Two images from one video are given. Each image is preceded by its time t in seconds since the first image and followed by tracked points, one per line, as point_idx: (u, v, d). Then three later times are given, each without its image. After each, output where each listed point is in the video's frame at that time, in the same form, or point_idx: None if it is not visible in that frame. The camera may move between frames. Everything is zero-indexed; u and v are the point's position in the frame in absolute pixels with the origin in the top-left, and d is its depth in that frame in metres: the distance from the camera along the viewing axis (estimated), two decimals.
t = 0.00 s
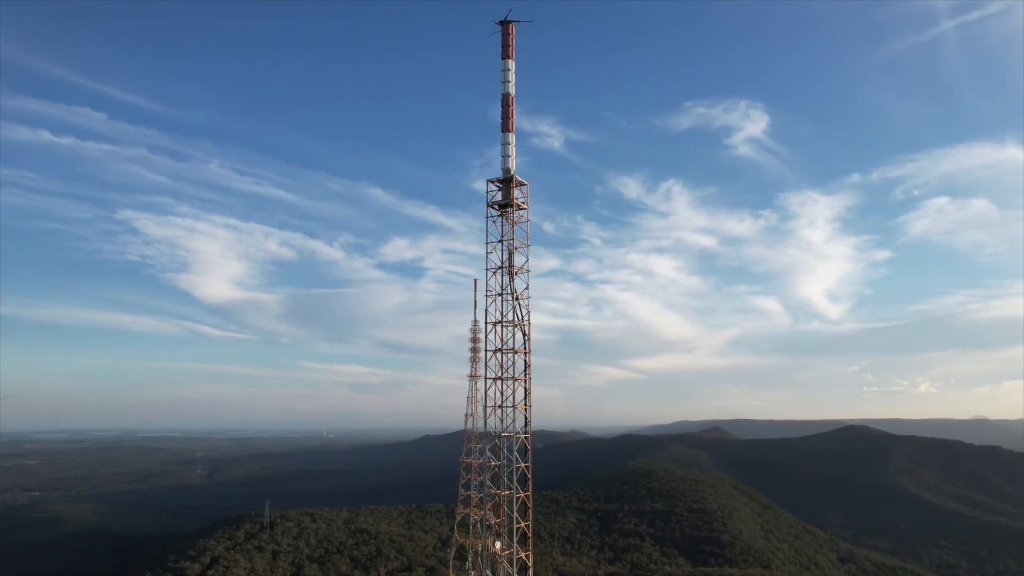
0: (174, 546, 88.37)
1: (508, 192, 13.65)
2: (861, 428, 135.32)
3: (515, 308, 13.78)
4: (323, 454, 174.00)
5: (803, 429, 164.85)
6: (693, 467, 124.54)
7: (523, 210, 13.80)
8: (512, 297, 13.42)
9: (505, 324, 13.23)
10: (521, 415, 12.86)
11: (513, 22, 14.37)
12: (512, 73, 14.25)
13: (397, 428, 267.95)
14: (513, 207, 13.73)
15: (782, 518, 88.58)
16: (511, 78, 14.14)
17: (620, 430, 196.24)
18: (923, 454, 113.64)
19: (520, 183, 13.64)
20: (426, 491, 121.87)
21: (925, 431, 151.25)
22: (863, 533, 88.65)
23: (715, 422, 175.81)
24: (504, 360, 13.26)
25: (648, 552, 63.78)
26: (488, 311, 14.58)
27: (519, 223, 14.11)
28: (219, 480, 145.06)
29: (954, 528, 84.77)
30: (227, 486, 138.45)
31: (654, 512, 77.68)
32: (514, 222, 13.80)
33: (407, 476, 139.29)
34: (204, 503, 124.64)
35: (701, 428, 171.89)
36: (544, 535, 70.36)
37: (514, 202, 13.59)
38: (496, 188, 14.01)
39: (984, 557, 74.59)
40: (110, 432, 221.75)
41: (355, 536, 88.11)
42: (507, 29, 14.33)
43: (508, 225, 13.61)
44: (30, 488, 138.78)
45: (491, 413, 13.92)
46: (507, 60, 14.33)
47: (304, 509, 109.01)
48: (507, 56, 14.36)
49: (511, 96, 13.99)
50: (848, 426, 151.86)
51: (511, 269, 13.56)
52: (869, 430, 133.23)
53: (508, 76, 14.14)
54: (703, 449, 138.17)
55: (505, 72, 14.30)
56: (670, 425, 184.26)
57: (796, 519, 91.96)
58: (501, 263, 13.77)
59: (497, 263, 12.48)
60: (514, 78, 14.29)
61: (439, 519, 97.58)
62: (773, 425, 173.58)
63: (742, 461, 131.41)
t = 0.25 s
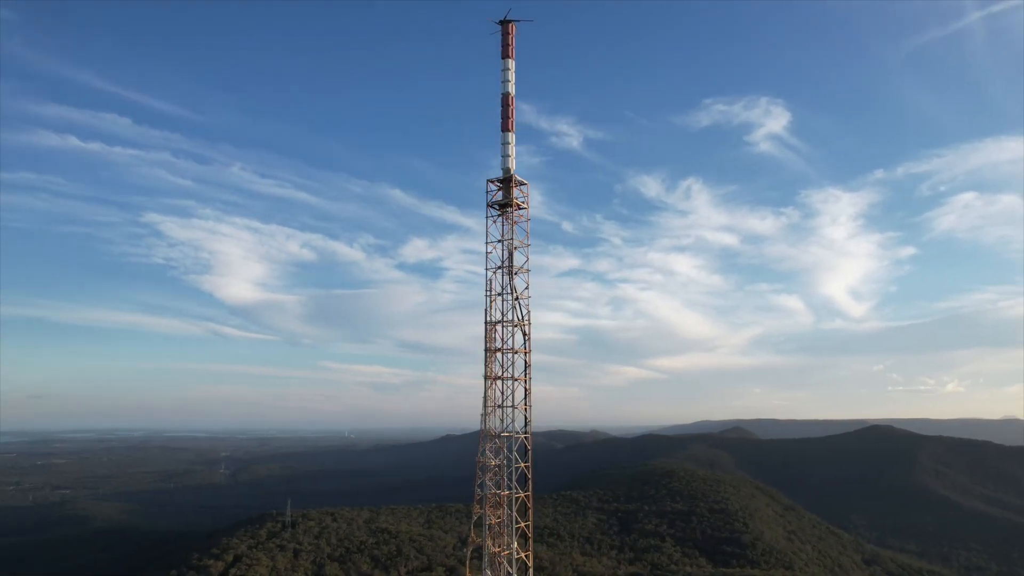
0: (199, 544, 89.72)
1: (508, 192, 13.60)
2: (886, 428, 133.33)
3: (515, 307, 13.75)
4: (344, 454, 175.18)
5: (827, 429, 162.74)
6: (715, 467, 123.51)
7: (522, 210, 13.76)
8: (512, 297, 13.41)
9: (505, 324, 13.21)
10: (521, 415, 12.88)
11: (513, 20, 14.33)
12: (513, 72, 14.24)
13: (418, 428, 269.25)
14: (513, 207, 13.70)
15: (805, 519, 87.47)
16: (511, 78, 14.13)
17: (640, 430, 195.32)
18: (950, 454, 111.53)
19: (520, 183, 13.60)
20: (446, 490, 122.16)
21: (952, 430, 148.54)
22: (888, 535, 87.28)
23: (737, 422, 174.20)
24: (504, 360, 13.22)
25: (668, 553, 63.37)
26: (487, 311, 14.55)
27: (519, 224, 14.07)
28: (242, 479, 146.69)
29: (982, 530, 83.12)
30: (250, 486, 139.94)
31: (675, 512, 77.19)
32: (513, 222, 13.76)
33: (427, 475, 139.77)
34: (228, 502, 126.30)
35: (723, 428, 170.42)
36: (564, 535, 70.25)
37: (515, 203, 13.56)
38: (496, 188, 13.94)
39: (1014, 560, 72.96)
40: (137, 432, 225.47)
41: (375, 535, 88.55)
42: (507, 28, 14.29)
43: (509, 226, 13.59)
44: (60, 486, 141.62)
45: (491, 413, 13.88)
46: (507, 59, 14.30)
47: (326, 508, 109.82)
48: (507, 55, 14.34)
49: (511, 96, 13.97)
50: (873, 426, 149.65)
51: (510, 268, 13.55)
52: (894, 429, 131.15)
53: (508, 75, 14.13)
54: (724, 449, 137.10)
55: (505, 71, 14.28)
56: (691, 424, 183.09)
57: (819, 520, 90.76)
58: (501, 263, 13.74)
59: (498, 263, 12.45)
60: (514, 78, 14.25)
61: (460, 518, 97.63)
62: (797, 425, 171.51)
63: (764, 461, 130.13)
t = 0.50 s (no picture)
0: (227, 541, 91.13)
1: (508, 192, 13.59)
2: (917, 428, 130.98)
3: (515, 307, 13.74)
4: (369, 453, 176.62)
5: (855, 429, 160.38)
6: (740, 467, 122.32)
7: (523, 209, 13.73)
8: (511, 297, 13.40)
9: (506, 324, 13.21)
10: (521, 415, 12.88)
11: (512, 19, 14.30)
12: (512, 71, 14.21)
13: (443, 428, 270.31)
14: (513, 206, 13.66)
15: (833, 520, 86.16)
16: (510, 77, 14.11)
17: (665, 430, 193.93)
18: (983, 454, 109.19)
19: (519, 183, 13.57)
20: (469, 490, 122.52)
21: (985, 430, 145.48)
22: (920, 537, 85.64)
23: (763, 421, 172.38)
24: (504, 360, 13.22)
25: (692, 553, 62.82)
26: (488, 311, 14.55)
27: (518, 223, 14.05)
28: (269, 478, 148.58)
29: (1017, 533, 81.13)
30: (277, 484, 141.68)
31: (699, 512, 76.56)
32: (513, 222, 13.74)
33: (451, 475, 140.28)
34: (256, 500, 127.99)
35: (748, 427, 168.76)
36: (587, 536, 70.07)
37: (515, 203, 13.54)
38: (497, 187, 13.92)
39: None
40: (168, 431, 229.56)
41: (399, 534, 89.10)
42: (507, 27, 14.27)
43: (508, 226, 13.58)
44: (93, 484, 144.76)
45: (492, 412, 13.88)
46: (507, 58, 14.28)
47: (350, 507, 110.75)
48: (507, 54, 14.31)
49: (510, 95, 13.96)
50: (903, 426, 147.15)
51: (509, 268, 13.55)
52: (924, 429, 128.82)
53: (508, 74, 14.11)
54: (750, 449, 135.80)
55: (505, 70, 14.27)
56: (716, 425, 181.34)
57: (847, 522, 89.38)
58: (501, 263, 13.73)
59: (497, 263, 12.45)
60: (514, 77, 14.24)
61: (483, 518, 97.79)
62: (824, 425, 169.28)
63: (791, 461, 128.38)
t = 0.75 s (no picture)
0: (250, 540, 92.15)
1: (507, 192, 13.59)
2: (944, 428, 128.76)
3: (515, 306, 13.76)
4: (390, 453, 177.51)
5: (880, 429, 158.13)
6: (763, 467, 121.10)
7: (523, 208, 13.72)
8: (510, 298, 13.41)
9: (505, 324, 13.23)
10: (520, 414, 12.91)
11: (513, 19, 14.26)
12: (513, 71, 14.20)
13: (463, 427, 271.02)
14: (513, 207, 13.69)
15: (858, 522, 84.89)
16: (511, 77, 14.10)
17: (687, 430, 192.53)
18: (1013, 455, 107.01)
19: (519, 183, 13.57)
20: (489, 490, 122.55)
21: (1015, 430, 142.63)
22: (948, 539, 84.10)
23: (786, 421, 170.55)
24: (504, 359, 13.21)
25: (713, 554, 62.26)
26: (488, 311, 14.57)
27: (519, 224, 14.05)
28: (292, 477, 149.90)
29: None
30: (299, 484, 142.90)
31: (720, 513, 75.91)
32: (513, 221, 13.74)
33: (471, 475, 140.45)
34: (278, 499, 129.18)
35: (771, 427, 167.08)
36: (607, 536, 69.77)
37: (514, 202, 13.55)
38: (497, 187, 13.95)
39: None
40: (192, 431, 232.53)
41: (419, 533, 89.40)
42: (507, 27, 14.23)
43: (508, 225, 13.60)
44: (120, 483, 147.25)
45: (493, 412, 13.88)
46: (508, 57, 14.23)
47: (371, 507, 111.30)
48: (507, 54, 14.27)
49: (510, 95, 13.95)
50: (929, 426, 144.78)
51: (509, 268, 13.57)
52: (951, 430, 126.64)
53: (508, 74, 14.10)
54: (772, 449, 134.52)
55: (505, 70, 14.25)
56: (738, 424, 179.62)
57: (873, 523, 88.02)
58: (501, 263, 13.73)
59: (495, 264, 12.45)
60: (514, 77, 14.22)
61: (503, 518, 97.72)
62: (848, 424, 167.10)
63: (814, 462, 126.69)
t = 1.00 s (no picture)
0: (276, 538, 93.29)
1: (507, 192, 13.54)
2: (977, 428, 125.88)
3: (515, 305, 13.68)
4: (414, 453, 178.40)
5: (911, 429, 155.15)
6: (789, 467, 119.52)
7: (523, 207, 13.64)
8: (510, 297, 13.32)
9: (504, 323, 13.16)
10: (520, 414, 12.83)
11: (513, 18, 14.20)
12: (512, 71, 14.15)
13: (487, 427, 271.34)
14: (512, 206, 13.62)
15: (887, 523, 83.31)
16: (511, 76, 14.07)
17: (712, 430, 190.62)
18: None
19: (518, 183, 13.52)
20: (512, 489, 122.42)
21: None
22: (981, 542, 82.11)
23: (813, 421, 168.11)
24: (505, 360, 13.16)
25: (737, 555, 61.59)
26: (486, 309, 14.44)
27: (519, 223, 13.99)
28: (317, 476, 151.39)
29: None
30: (325, 483, 144.20)
31: (745, 513, 75.05)
32: (513, 221, 13.67)
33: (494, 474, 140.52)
34: (304, 498, 130.49)
35: (798, 426, 164.83)
36: (631, 536, 69.35)
37: (513, 202, 13.50)
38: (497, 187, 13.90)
39: None
40: (220, 430, 235.86)
41: (442, 532, 89.68)
42: (507, 26, 14.18)
43: (508, 224, 13.52)
44: (150, 481, 149.99)
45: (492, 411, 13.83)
46: (508, 56, 14.18)
47: (395, 506, 111.89)
48: (507, 53, 14.22)
49: (510, 95, 13.91)
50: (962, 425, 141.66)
51: (509, 267, 13.50)
52: (984, 429, 123.75)
53: (508, 74, 14.07)
54: (799, 449, 132.74)
55: (505, 70, 14.21)
56: (764, 424, 177.41)
57: (903, 525, 86.31)
58: (502, 262, 13.66)
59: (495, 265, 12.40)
60: (514, 77, 14.18)
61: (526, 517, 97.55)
62: (878, 424, 164.21)
63: (842, 462, 124.63)
